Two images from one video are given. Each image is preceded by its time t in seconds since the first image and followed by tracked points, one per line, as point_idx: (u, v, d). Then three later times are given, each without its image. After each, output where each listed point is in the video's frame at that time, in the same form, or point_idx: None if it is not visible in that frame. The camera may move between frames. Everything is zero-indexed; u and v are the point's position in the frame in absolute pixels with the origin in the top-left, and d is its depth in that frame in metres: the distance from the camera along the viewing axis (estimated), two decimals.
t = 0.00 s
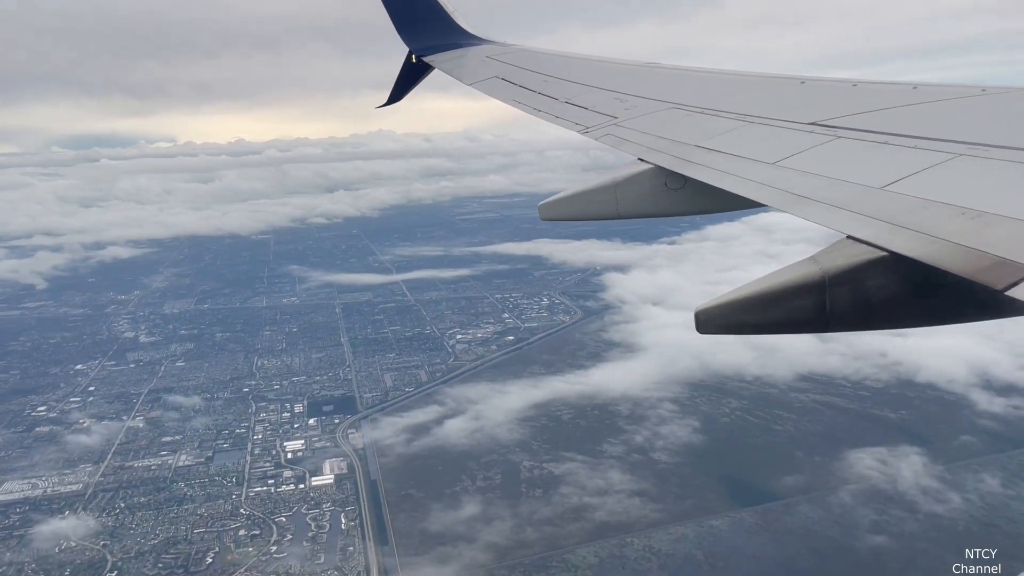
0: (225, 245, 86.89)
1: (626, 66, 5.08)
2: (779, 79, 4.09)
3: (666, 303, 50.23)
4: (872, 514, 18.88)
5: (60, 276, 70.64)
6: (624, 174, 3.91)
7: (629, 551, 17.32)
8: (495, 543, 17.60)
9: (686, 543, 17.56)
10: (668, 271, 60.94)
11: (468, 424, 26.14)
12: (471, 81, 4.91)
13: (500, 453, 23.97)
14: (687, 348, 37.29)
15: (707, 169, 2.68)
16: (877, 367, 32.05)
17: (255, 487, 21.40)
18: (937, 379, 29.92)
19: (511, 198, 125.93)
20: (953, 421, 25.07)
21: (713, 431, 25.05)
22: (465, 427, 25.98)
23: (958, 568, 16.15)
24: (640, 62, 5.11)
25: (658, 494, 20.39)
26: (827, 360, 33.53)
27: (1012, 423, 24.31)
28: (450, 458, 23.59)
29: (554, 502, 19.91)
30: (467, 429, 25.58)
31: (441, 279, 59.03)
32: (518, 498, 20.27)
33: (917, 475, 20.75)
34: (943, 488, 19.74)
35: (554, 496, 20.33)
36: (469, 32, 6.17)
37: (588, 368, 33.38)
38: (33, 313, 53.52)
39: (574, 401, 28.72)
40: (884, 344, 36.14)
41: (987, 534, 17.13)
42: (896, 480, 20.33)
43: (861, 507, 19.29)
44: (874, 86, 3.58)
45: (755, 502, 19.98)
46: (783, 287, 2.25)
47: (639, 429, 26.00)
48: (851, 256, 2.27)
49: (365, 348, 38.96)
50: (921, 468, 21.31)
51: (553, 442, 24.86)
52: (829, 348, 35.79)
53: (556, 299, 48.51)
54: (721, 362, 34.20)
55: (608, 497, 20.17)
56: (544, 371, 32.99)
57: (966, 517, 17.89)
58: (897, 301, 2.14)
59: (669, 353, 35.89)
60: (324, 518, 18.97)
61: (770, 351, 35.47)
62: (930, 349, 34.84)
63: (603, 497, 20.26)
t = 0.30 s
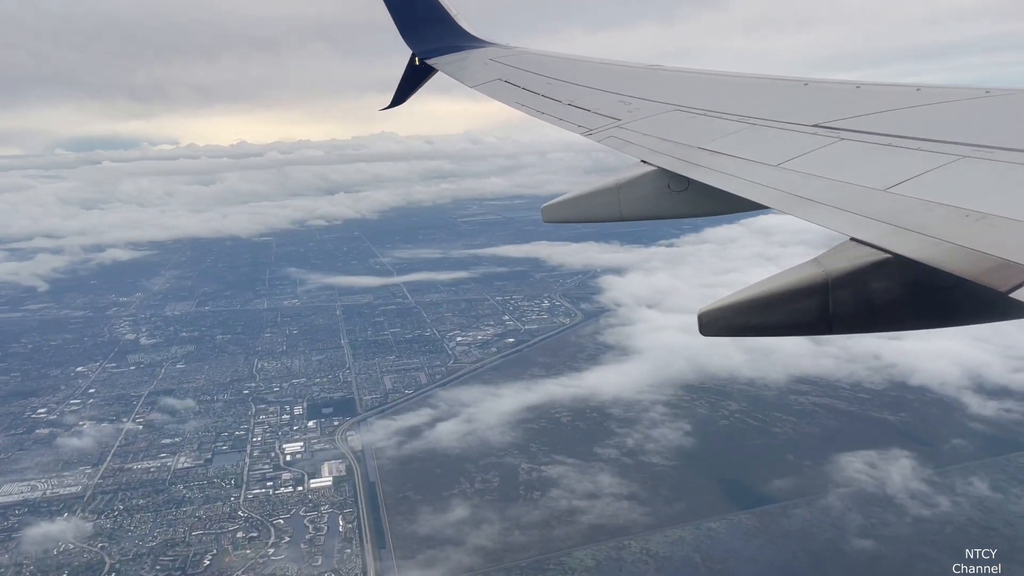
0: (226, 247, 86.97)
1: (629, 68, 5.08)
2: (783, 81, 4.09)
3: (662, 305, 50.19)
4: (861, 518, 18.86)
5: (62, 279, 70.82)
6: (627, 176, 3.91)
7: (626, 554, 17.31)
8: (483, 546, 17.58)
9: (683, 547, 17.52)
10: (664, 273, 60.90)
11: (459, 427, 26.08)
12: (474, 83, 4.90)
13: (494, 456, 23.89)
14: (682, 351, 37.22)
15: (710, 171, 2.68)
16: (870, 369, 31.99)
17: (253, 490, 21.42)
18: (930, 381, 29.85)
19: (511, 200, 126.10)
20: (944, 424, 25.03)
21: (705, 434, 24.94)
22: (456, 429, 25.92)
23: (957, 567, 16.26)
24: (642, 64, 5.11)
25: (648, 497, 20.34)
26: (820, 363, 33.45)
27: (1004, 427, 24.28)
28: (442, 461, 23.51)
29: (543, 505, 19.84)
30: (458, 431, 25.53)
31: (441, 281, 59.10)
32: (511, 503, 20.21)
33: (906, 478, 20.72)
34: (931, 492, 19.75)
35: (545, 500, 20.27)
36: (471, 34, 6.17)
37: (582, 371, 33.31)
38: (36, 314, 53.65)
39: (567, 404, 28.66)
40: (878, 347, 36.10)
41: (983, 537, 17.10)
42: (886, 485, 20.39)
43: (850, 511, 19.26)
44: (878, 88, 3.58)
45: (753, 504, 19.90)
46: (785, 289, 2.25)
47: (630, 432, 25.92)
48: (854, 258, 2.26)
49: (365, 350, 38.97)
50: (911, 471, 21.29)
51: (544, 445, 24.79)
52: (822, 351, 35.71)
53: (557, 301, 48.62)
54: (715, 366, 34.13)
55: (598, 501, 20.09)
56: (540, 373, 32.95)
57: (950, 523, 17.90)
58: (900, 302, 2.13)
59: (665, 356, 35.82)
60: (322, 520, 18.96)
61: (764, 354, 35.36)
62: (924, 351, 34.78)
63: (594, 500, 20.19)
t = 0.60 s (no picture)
0: (227, 250, 87.05)
1: (631, 72, 5.09)
2: (785, 84, 4.09)
3: (658, 308, 50.17)
4: (846, 521, 18.86)
5: (62, 281, 70.91)
6: (629, 179, 3.92)
7: (622, 556, 17.28)
8: (468, 551, 17.57)
9: (679, 550, 17.49)
10: (661, 276, 60.90)
11: (450, 429, 26.03)
12: (476, 87, 4.92)
13: (494, 459, 23.94)
14: (676, 354, 37.17)
15: (712, 174, 2.68)
16: (862, 373, 31.96)
17: (250, 492, 21.43)
18: (922, 385, 29.81)
19: (510, 203, 126.23)
20: (933, 428, 25.01)
21: (695, 439, 24.90)
22: (447, 433, 25.87)
23: (957, 567, 16.33)
24: (644, 67, 5.12)
25: (633, 500, 20.31)
26: (813, 366, 33.38)
27: (994, 430, 24.26)
28: (432, 464, 23.46)
29: (529, 509, 19.81)
30: (449, 434, 25.48)
31: (439, 283, 59.12)
32: (504, 507, 20.19)
33: (893, 482, 20.72)
34: (918, 495, 19.72)
35: (533, 504, 20.25)
36: (473, 38, 6.19)
37: (575, 374, 33.25)
38: (36, 317, 53.74)
39: (559, 407, 28.61)
40: (871, 350, 36.06)
41: (981, 540, 17.02)
42: (872, 488, 20.42)
43: (835, 513, 19.25)
44: (880, 91, 3.58)
45: (749, 508, 19.88)
46: (789, 292, 2.24)
47: (620, 435, 25.84)
48: (856, 260, 2.27)
49: (364, 352, 39.02)
50: (899, 475, 21.31)
51: (534, 448, 24.72)
52: (815, 354, 35.65)
53: (557, 304, 48.72)
54: (708, 369, 34.08)
55: (586, 504, 20.05)
56: (536, 376, 32.91)
57: (944, 527, 17.88)
58: (903, 305, 2.13)
59: (659, 360, 35.78)
60: (319, 522, 18.93)
61: (756, 357, 35.31)
62: (916, 355, 34.76)
63: (582, 503, 20.15)
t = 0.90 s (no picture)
0: (226, 253, 87.08)
1: (631, 76, 5.10)
2: (785, 88, 4.10)
3: (652, 311, 50.13)
4: (831, 525, 18.82)
5: (60, 284, 70.85)
6: (630, 182, 3.92)
7: (617, 559, 17.21)
8: (454, 555, 17.49)
9: (675, 552, 17.43)
10: (659, 279, 60.92)
11: (439, 433, 25.95)
12: (477, 90, 4.93)
13: (490, 462, 23.90)
14: (669, 358, 37.10)
15: (714, 178, 2.68)
16: (852, 378, 31.93)
17: (246, 495, 21.41)
18: (912, 388, 29.80)
19: (508, 206, 126.26)
20: (921, 432, 25.01)
21: (683, 443, 24.82)
22: (437, 437, 25.79)
23: (958, 567, 16.48)
24: (644, 70, 5.13)
25: (620, 503, 20.25)
26: (806, 369, 33.34)
27: (982, 433, 24.25)
28: (423, 467, 23.35)
29: (515, 512, 19.75)
30: (439, 438, 25.42)
31: (438, 286, 59.12)
32: (495, 511, 20.12)
33: (879, 485, 20.69)
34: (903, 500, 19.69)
35: (518, 507, 20.16)
36: (473, 41, 6.20)
37: (567, 378, 33.18)
38: (35, 320, 53.65)
39: (549, 411, 28.54)
40: (862, 354, 36.05)
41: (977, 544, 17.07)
42: (858, 491, 20.37)
43: (820, 517, 19.20)
44: (881, 94, 3.58)
45: (744, 511, 19.83)
46: (790, 296, 2.24)
47: (608, 439, 25.75)
48: (859, 264, 2.26)
49: (362, 355, 39.01)
50: (885, 478, 21.26)
51: (523, 452, 24.65)
52: (806, 357, 35.60)
53: (557, 307, 48.80)
54: (699, 373, 34.00)
55: (571, 508, 19.94)
56: (533, 379, 32.89)
57: (941, 530, 17.86)
58: (903, 308, 2.13)
59: (651, 363, 35.73)
60: (316, 526, 18.92)
61: (748, 361, 35.24)
62: (906, 359, 34.76)
63: (568, 507, 20.04)
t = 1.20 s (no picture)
0: (224, 255, 87.03)
1: (632, 79, 5.10)
2: (785, 91, 4.10)
3: (645, 314, 50.16)
4: (814, 528, 18.81)
5: (58, 287, 70.83)
6: (630, 185, 3.92)
7: (611, 562, 17.18)
8: (440, 558, 17.45)
9: (668, 556, 17.43)
10: (656, 282, 60.98)
11: (428, 437, 25.90)
12: (478, 93, 4.94)
13: (485, 465, 23.87)
14: (661, 361, 37.08)
15: (714, 180, 2.68)
16: (841, 381, 31.95)
17: (242, 498, 21.38)
18: (901, 392, 29.85)
19: (505, 209, 126.44)
20: (910, 435, 25.05)
21: (670, 446, 24.79)
22: (426, 440, 25.74)
23: (958, 567, 16.55)
24: (646, 74, 5.13)
25: (607, 507, 20.20)
26: (800, 371, 33.36)
27: (969, 437, 24.29)
28: (415, 469, 23.32)
29: (501, 517, 19.73)
30: (428, 442, 25.39)
31: (435, 289, 59.10)
32: (489, 514, 20.09)
33: (863, 489, 20.70)
34: (886, 503, 19.78)
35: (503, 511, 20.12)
36: (473, 44, 6.21)
37: (558, 381, 33.16)
38: (33, 322, 53.60)
39: (538, 414, 28.49)
40: (852, 358, 36.10)
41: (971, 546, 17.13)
42: (842, 495, 20.43)
43: (801, 521, 19.18)
44: (882, 98, 3.59)
45: (739, 513, 19.81)
46: (792, 298, 2.24)
47: (596, 442, 25.70)
48: (861, 266, 2.26)
49: (359, 357, 38.99)
50: (869, 482, 21.29)
51: (511, 455, 24.61)
52: (795, 360, 35.59)
53: (555, 309, 48.92)
54: (689, 376, 33.98)
55: (557, 512, 19.87)
56: (528, 382, 32.89)
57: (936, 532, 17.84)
58: (904, 310, 2.13)
59: (642, 366, 35.71)
60: (310, 529, 18.95)
61: (738, 365, 35.22)
62: (895, 362, 34.82)
63: (555, 510, 19.99)
